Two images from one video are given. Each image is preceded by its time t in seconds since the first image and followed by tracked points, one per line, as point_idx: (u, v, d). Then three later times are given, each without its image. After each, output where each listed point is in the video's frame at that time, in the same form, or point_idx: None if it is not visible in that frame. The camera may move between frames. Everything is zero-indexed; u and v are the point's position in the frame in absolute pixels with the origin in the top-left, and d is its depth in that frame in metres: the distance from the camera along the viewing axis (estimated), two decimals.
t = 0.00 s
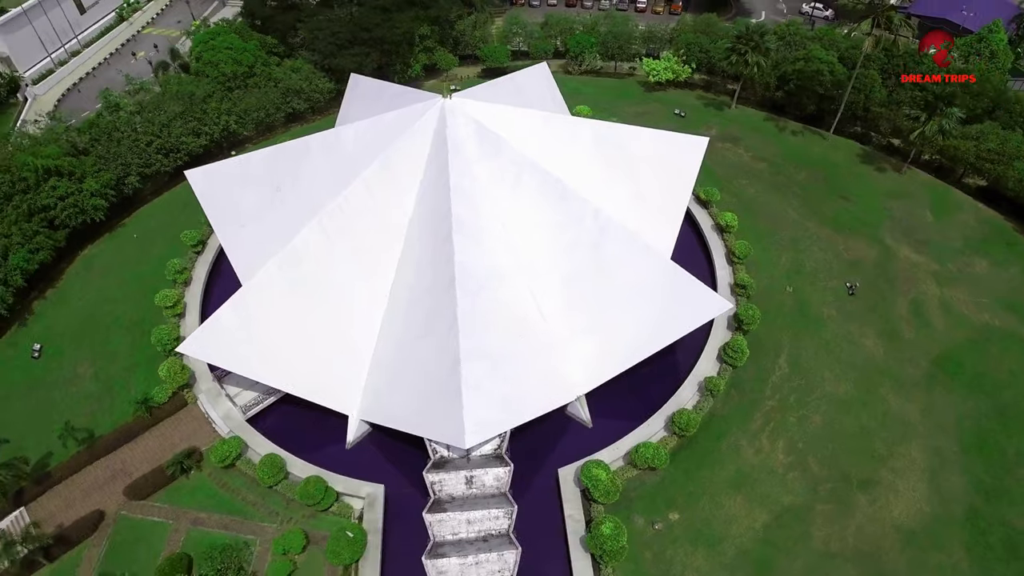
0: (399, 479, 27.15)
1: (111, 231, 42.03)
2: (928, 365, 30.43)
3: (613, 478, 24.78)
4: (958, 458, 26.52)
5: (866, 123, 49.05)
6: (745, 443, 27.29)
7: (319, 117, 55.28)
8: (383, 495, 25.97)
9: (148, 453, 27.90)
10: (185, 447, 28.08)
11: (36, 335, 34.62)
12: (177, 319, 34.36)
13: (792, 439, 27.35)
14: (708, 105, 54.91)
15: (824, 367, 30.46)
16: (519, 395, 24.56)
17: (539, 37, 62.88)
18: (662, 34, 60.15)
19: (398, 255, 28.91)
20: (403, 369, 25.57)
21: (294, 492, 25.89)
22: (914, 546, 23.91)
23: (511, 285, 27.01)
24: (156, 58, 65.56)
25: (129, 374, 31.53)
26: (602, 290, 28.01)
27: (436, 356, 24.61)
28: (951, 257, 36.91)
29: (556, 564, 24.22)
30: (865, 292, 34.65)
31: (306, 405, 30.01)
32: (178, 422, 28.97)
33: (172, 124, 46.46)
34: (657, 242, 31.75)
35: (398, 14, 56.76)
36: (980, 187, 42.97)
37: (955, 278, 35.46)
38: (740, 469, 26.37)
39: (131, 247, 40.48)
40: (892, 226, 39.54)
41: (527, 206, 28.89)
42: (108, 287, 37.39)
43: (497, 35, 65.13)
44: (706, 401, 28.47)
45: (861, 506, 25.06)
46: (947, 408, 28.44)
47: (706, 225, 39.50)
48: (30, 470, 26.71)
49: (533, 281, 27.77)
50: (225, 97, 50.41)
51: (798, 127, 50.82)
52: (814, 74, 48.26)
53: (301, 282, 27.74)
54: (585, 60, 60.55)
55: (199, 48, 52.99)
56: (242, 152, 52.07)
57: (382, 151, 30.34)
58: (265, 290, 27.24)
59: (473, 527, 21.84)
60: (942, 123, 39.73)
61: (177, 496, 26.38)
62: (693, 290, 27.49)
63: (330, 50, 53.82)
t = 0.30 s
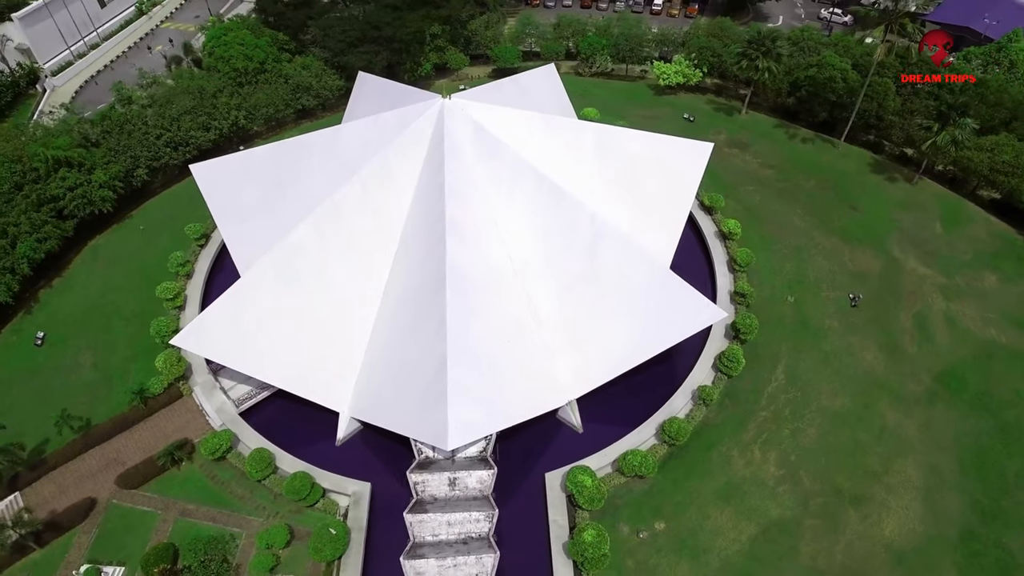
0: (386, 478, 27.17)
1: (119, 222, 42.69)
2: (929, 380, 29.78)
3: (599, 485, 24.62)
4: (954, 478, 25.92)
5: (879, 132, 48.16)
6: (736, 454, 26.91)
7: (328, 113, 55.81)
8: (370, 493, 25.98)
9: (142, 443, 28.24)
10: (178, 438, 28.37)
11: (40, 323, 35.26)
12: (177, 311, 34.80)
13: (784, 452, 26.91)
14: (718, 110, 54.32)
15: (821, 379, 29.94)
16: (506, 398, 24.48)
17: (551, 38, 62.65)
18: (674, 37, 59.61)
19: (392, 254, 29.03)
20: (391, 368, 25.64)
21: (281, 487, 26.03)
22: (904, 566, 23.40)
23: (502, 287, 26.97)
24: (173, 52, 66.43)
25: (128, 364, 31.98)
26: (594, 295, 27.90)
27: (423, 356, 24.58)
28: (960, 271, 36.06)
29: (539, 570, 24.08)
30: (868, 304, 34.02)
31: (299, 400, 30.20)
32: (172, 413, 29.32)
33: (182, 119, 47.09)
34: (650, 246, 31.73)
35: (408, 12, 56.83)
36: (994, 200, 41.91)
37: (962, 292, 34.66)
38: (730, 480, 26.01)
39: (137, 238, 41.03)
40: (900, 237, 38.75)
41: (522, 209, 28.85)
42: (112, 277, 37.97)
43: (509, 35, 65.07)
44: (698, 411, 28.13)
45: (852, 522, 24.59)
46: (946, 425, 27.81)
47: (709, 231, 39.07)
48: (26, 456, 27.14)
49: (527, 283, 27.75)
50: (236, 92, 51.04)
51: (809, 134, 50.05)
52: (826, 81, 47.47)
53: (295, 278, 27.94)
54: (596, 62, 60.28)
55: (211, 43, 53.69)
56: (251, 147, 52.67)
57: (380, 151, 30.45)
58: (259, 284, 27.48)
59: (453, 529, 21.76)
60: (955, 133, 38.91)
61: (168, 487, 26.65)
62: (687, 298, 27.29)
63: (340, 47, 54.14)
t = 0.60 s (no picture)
0: (373, 475, 27.23)
1: (129, 212, 43.50)
2: (930, 399, 29.03)
3: (583, 492, 24.47)
4: (950, 501, 25.25)
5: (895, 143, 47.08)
6: (726, 467, 26.48)
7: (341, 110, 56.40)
8: (355, 490, 26.04)
9: (136, 431, 28.69)
10: (171, 427, 28.74)
11: (47, 308, 36.05)
12: (179, 301, 35.33)
13: (775, 467, 26.42)
14: (731, 116, 53.56)
15: (818, 394, 29.34)
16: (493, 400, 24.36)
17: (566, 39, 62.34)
18: (690, 41, 58.92)
19: (388, 252, 29.14)
20: (380, 367, 25.66)
21: (268, 480, 26.21)
22: None
23: (494, 289, 26.84)
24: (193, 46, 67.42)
25: (128, 352, 32.52)
26: (588, 300, 27.67)
27: (411, 355, 24.53)
28: (970, 288, 35.11)
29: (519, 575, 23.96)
30: (872, 319, 33.26)
31: (292, 394, 30.45)
32: (167, 402, 29.73)
33: (195, 112, 47.80)
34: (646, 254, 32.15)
35: (422, 10, 56.99)
36: (1011, 217, 40.67)
37: (970, 310, 33.74)
38: (718, 493, 25.61)
39: (146, 229, 41.74)
40: (910, 251, 37.82)
41: (517, 211, 28.68)
42: (119, 266, 38.69)
43: (524, 35, 64.95)
44: (689, 421, 27.73)
45: (840, 542, 24.07)
46: (945, 446, 27.10)
47: (713, 239, 38.56)
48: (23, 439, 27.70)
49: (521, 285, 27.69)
50: (249, 86, 51.70)
51: (823, 142, 49.12)
52: (841, 90, 46.48)
53: (291, 273, 28.12)
54: (609, 65, 59.91)
55: (227, 38, 54.51)
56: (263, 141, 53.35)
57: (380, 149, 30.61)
58: (252, 277, 27.62)
59: (431, 530, 21.68)
60: (971, 146, 37.93)
61: (158, 475, 26.99)
62: (681, 306, 26.98)
63: (353, 45, 54.51)
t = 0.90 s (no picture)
0: (362, 472, 27.32)
1: (139, 203, 44.26)
2: (930, 417, 28.40)
3: (569, 497, 24.33)
4: (945, 522, 24.71)
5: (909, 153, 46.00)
6: (716, 478, 26.14)
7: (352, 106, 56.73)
8: (342, 486, 26.14)
9: (133, 419, 29.13)
10: (167, 417, 29.15)
11: (54, 296, 36.78)
12: (181, 293, 35.80)
13: (766, 480, 26.03)
14: (743, 122, 52.83)
15: (814, 407, 28.85)
16: (481, 403, 24.30)
17: (580, 41, 62.07)
18: (704, 45, 58.29)
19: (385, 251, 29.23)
20: (371, 365, 25.71)
21: (258, 472, 26.41)
22: None
23: (487, 291, 26.74)
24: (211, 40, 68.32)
25: (130, 341, 33.04)
26: (582, 304, 27.44)
27: (401, 354, 24.53)
28: (979, 304, 34.26)
29: None
30: (875, 332, 32.60)
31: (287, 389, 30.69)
32: (165, 392, 30.17)
33: (207, 105, 48.39)
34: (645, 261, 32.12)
35: (435, 10, 57.16)
36: None
37: (978, 326, 32.92)
38: (706, 504, 25.29)
39: (154, 220, 42.39)
40: (919, 263, 37.00)
41: (514, 212, 28.47)
42: (126, 257, 39.35)
43: (538, 36, 64.78)
44: (680, 430, 27.41)
45: (828, 559, 23.68)
46: (943, 465, 26.50)
47: (716, 247, 38.12)
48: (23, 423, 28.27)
49: (515, 288, 27.53)
50: (262, 82, 52.24)
51: (835, 151, 48.27)
52: (856, 98, 45.44)
53: (287, 269, 28.27)
54: (622, 68, 59.54)
55: (241, 34, 55.20)
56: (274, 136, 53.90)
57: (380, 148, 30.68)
58: (249, 272, 27.76)
59: (412, 530, 21.62)
60: (986, 159, 37.05)
61: (152, 464, 27.34)
62: (676, 313, 26.60)
63: (365, 42, 54.91)
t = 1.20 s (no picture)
0: (349, 468, 27.44)
1: (150, 193, 45.09)
2: (929, 436, 27.72)
3: (552, 503, 24.15)
4: (937, 545, 24.13)
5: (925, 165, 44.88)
6: (703, 489, 25.80)
7: (363, 103, 57.11)
8: (328, 481, 26.27)
9: (130, 406, 29.61)
10: (163, 406, 29.56)
11: (62, 282, 37.61)
12: (185, 284, 36.34)
13: (755, 493, 25.63)
14: (755, 129, 51.98)
15: (810, 422, 28.32)
16: (467, 404, 24.25)
17: (595, 43, 61.72)
18: (720, 50, 57.54)
19: (381, 248, 29.37)
20: (360, 362, 25.82)
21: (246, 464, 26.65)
22: None
23: (479, 293, 26.67)
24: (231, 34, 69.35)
25: (131, 329, 33.61)
26: (575, 309, 27.19)
27: (388, 353, 24.60)
28: (988, 322, 33.35)
29: None
30: (878, 347, 31.89)
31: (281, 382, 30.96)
32: (162, 381, 30.65)
33: (220, 99, 49.12)
34: (642, 267, 31.98)
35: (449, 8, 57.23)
36: None
37: (985, 345, 32.05)
38: (692, 515, 24.97)
39: (163, 211, 43.09)
40: (928, 278, 36.10)
41: (509, 214, 28.32)
42: (134, 246, 40.05)
43: (553, 37, 64.54)
44: (670, 440, 27.07)
45: None
46: (939, 487, 25.87)
47: (719, 255, 37.64)
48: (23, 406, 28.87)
49: (508, 290, 27.40)
50: (276, 76, 52.84)
51: (848, 160, 47.30)
52: (871, 107, 44.48)
53: (284, 263, 28.53)
54: (635, 71, 59.09)
55: (258, 29, 55.94)
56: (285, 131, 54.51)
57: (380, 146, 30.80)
58: (245, 266, 28.08)
59: (391, 528, 21.63)
60: (1001, 173, 35.96)
61: (144, 451, 27.74)
62: (668, 321, 26.25)
63: (378, 40, 55.52)
